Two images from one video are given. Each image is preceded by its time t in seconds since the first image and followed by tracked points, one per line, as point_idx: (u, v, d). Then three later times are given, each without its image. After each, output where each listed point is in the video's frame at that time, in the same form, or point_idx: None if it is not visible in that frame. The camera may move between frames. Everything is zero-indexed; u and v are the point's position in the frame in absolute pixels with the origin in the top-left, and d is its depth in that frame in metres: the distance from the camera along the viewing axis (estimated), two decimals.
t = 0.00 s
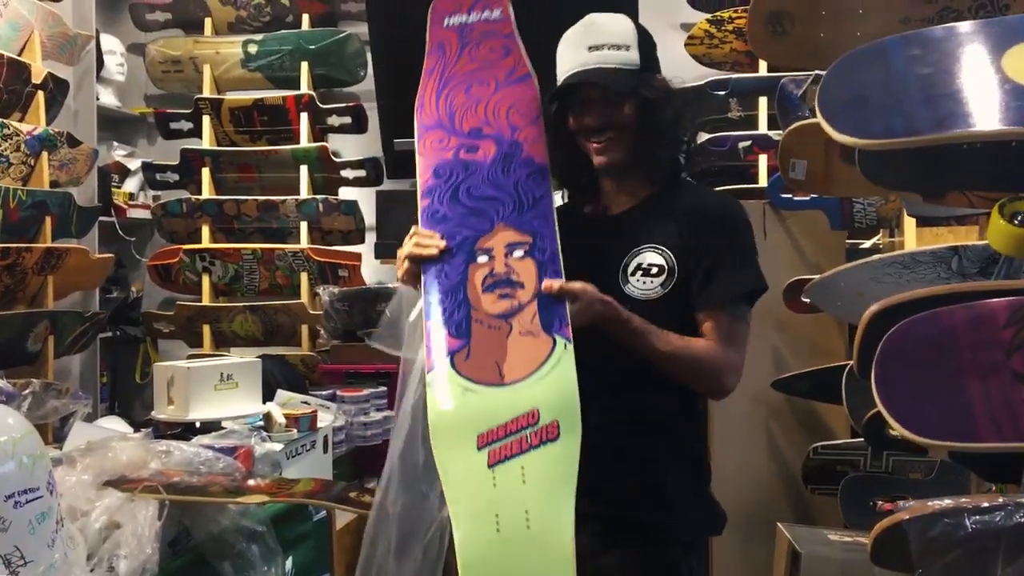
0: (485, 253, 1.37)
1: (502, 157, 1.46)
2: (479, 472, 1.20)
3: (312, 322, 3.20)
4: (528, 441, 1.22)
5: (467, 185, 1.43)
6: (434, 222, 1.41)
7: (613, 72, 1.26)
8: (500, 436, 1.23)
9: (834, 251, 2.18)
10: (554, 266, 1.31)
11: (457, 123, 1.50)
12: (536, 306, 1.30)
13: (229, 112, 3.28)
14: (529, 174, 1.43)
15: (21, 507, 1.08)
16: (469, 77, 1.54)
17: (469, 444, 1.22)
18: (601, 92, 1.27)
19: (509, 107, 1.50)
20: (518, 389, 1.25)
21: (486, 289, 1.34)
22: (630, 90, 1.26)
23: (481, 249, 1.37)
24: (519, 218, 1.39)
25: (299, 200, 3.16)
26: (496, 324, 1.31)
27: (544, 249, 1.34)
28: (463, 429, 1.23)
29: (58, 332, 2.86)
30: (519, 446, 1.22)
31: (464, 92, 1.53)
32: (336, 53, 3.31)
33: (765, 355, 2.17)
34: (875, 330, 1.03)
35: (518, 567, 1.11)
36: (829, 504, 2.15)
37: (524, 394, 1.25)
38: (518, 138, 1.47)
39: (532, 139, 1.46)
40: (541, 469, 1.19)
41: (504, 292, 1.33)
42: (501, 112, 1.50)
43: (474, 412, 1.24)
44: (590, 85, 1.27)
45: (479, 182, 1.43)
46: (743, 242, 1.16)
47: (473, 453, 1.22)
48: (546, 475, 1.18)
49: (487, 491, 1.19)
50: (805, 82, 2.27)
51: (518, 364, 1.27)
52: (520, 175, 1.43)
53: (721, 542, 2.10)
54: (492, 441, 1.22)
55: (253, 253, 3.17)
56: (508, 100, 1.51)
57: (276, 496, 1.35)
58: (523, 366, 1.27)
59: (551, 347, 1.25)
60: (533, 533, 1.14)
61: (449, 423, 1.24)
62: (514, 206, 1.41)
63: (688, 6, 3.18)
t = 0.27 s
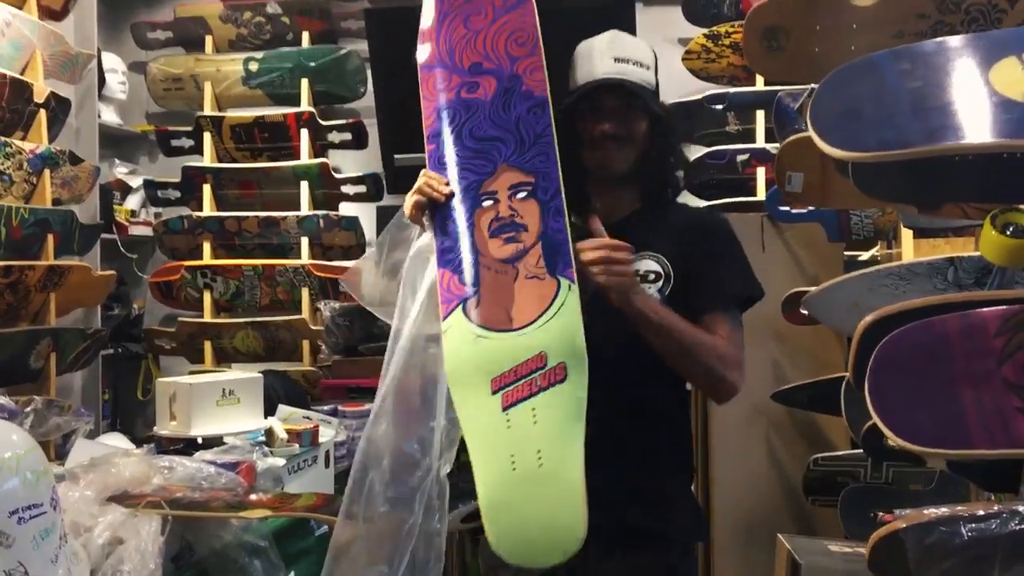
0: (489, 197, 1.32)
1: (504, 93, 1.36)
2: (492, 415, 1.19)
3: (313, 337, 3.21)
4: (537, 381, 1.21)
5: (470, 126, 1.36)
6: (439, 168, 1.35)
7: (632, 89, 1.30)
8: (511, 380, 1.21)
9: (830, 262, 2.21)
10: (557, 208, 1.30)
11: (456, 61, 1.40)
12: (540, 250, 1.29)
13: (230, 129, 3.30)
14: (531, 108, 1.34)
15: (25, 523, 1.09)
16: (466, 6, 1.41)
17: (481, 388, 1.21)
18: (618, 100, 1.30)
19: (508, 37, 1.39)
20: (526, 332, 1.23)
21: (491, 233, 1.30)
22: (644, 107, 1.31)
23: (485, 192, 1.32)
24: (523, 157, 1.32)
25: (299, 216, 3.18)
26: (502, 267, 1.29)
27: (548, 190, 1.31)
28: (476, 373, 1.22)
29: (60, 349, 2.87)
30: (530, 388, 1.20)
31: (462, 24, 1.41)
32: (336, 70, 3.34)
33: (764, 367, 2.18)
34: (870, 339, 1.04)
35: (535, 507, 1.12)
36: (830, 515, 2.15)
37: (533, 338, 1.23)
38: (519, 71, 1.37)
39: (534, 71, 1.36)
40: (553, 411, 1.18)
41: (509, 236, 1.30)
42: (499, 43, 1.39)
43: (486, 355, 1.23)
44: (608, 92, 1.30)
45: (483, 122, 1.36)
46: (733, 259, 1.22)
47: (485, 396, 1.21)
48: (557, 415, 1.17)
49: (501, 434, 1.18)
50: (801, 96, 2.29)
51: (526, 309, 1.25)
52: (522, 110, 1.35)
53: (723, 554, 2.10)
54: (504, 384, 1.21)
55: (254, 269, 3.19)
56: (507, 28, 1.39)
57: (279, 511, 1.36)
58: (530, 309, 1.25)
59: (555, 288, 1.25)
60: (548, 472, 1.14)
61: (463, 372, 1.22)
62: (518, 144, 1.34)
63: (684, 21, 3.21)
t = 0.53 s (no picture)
0: (490, 173, 1.42)
1: (502, 65, 1.44)
2: (494, 385, 1.35)
3: (317, 358, 3.24)
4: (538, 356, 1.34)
5: (468, 98, 1.44)
6: (439, 137, 1.44)
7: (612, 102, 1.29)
8: (513, 354, 1.36)
9: (826, 279, 2.24)
10: (554, 189, 1.38)
11: (454, 25, 1.45)
12: (539, 231, 1.39)
13: (233, 154, 3.36)
14: (529, 84, 1.43)
15: (33, 543, 1.12)
16: None
17: (486, 359, 1.37)
18: (601, 117, 1.30)
19: (505, 6, 1.45)
20: (528, 310, 1.36)
21: (492, 212, 1.41)
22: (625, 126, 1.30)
23: (486, 168, 1.42)
24: (520, 135, 1.41)
25: (302, 239, 3.22)
26: (505, 246, 1.42)
27: (545, 169, 1.39)
28: (481, 346, 1.37)
29: (66, 373, 2.90)
30: (529, 362, 1.34)
31: None
32: (338, 95, 3.39)
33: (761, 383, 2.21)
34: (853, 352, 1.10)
35: (529, 468, 1.28)
36: (830, 530, 2.16)
37: (532, 317, 1.35)
38: (517, 44, 1.45)
39: (531, 44, 1.44)
40: (547, 383, 1.30)
41: (510, 216, 1.41)
42: (497, 10, 1.45)
43: (490, 331, 1.37)
44: (587, 111, 1.32)
45: (480, 95, 1.44)
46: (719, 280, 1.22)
47: (488, 367, 1.36)
48: (550, 388, 1.29)
49: (501, 401, 1.34)
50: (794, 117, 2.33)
51: (526, 286, 1.37)
52: (519, 86, 1.43)
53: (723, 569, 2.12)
54: (507, 357, 1.36)
55: (258, 291, 3.23)
56: None
57: (283, 529, 1.38)
58: (531, 290, 1.37)
59: (555, 270, 1.35)
60: (541, 438, 1.28)
61: (469, 345, 1.37)
62: (515, 121, 1.43)
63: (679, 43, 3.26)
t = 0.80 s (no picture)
0: (499, 172, 1.50)
1: (517, 64, 1.51)
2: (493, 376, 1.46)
3: (335, 384, 3.29)
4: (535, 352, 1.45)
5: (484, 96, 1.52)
6: (455, 135, 1.51)
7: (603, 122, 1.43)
8: (512, 348, 1.46)
9: (837, 302, 2.26)
10: (559, 191, 1.48)
11: (473, 21, 1.51)
12: (542, 232, 1.48)
13: (253, 184, 3.43)
14: (541, 85, 1.51)
15: (61, 566, 1.28)
16: None
17: (487, 351, 1.48)
18: (604, 137, 1.42)
19: (523, 4, 1.52)
20: (527, 309, 1.46)
21: (500, 211, 1.50)
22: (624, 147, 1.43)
23: (496, 167, 1.51)
24: (530, 135, 1.50)
25: (320, 266, 3.28)
26: (509, 245, 1.51)
27: (552, 169, 1.48)
28: (484, 339, 1.48)
29: (89, 401, 2.97)
30: (526, 357, 1.45)
31: None
32: (355, 125, 3.47)
33: (774, 406, 2.22)
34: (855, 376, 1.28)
35: (520, 455, 1.40)
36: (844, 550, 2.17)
37: (531, 316, 1.45)
38: (532, 43, 1.52)
39: (545, 44, 1.51)
40: (541, 378, 1.41)
41: (516, 215, 1.49)
42: (515, 9, 1.52)
43: (492, 326, 1.48)
44: (591, 130, 1.44)
45: (495, 93, 1.52)
46: (707, 301, 1.34)
47: (489, 359, 1.47)
48: (545, 384, 1.40)
49: (500, 392, 1.45)
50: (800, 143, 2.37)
51: (527, 286, 1.47)
52: (533, 87, 1.51)
53: None
54: (506, 351, 1.47)
55: (277, 319, 3.30)
56: None
57: (302, 553, 1.42)
58: (532, 289, 1.47)
59: (554, 271, 1.45)
60: (533, 428, 1.39)
61: (472, 335, 1.49)
62: (525, 120, 1.51)
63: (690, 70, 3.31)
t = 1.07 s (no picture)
0: (509, 220, 1.55)
1: (524, 114, 1.56)
2: (508, 419, 1.50)
3: (361, 431, 3.32)
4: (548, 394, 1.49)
5: (493, 146, 1.57)
6: (465, 184, 1.57)
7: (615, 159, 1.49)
8: (525, 391, 1.50)
9: (862, 341, 2.24)
10: (568, 235, 1.52)
11: (481, 76, 1.58)
12: (552, 276, 1.52)
13: (278, 235, 3.52)
14: (548, 134, 1.55)
15: None
16: (492, 20, 1.60)
17: (502, 394, 1.52)
18: (620, 180, 1.46)
19: (529, 57, 1.57)
20: (539, 351, 1.50)
21: (512, 257, 1.55)
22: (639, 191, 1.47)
23: (506, 215, 1.55)
24: (538, 182, 1.54)
25: (345, 314, 3.32)
26: (521, 289, 1.54)
27: (559, 216, 1.53)
28: (498, 382, 1.52)
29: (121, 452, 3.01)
30: (539, 399, 1.49)
31: (487, 39, 1.59)
32: (377, 175, 3.55)
33: (798, 445, 2.22)
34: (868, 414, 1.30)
35: (536, 496, 1.43)
36: None
37: (542, 358, 1.49)
38: (538, 94, 1.56)
39: (551, 94, 1.56)
40: (554, 419, 1.45)
41: (526, 260, 1.54)
42: (521, 62, 1.57)
43: (506, 369, 1.52)
44: (608, 173, 1.48)
45: (504, 143, 1.56)
46: (721, 342, 1.36)
47: (504, 402, 1.52)
48: (557, 425, 1.44)
49: (515, 434, 1.49)
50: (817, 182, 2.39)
51: (538, 329, 1.51)
52: (539, 135, 1.55)
53: None
54: (520, 394, 1.51)
55: (303, 365, 3.32)
56: (527, 48, 1.57)
57: None
58: (543, 332, 1.50)
59: (565, 314, 1.49)
60: (548, 470, 1.43)
61: (486, 379, 1.53)
62: (534, 168, 1.56)
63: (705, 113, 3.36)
